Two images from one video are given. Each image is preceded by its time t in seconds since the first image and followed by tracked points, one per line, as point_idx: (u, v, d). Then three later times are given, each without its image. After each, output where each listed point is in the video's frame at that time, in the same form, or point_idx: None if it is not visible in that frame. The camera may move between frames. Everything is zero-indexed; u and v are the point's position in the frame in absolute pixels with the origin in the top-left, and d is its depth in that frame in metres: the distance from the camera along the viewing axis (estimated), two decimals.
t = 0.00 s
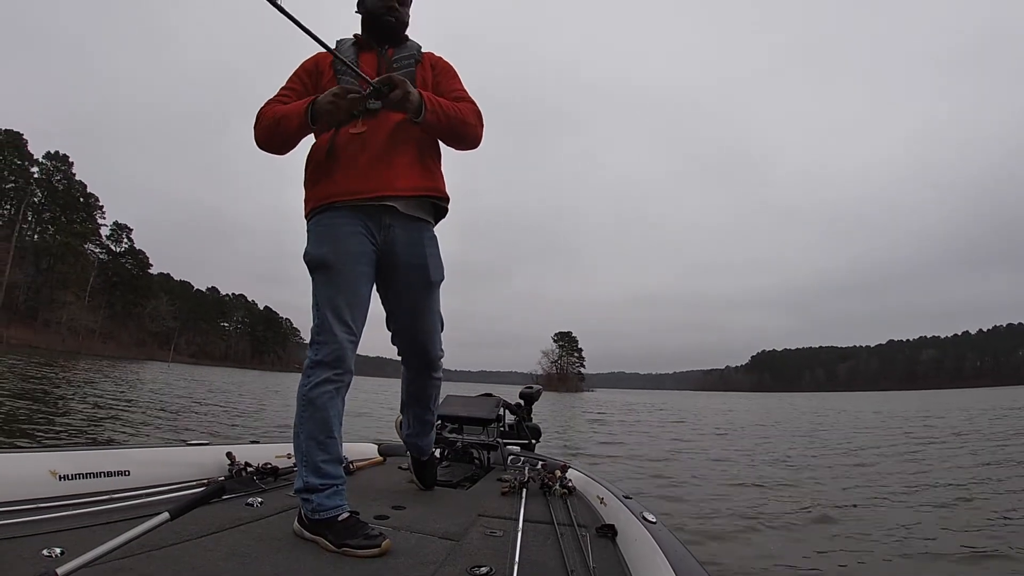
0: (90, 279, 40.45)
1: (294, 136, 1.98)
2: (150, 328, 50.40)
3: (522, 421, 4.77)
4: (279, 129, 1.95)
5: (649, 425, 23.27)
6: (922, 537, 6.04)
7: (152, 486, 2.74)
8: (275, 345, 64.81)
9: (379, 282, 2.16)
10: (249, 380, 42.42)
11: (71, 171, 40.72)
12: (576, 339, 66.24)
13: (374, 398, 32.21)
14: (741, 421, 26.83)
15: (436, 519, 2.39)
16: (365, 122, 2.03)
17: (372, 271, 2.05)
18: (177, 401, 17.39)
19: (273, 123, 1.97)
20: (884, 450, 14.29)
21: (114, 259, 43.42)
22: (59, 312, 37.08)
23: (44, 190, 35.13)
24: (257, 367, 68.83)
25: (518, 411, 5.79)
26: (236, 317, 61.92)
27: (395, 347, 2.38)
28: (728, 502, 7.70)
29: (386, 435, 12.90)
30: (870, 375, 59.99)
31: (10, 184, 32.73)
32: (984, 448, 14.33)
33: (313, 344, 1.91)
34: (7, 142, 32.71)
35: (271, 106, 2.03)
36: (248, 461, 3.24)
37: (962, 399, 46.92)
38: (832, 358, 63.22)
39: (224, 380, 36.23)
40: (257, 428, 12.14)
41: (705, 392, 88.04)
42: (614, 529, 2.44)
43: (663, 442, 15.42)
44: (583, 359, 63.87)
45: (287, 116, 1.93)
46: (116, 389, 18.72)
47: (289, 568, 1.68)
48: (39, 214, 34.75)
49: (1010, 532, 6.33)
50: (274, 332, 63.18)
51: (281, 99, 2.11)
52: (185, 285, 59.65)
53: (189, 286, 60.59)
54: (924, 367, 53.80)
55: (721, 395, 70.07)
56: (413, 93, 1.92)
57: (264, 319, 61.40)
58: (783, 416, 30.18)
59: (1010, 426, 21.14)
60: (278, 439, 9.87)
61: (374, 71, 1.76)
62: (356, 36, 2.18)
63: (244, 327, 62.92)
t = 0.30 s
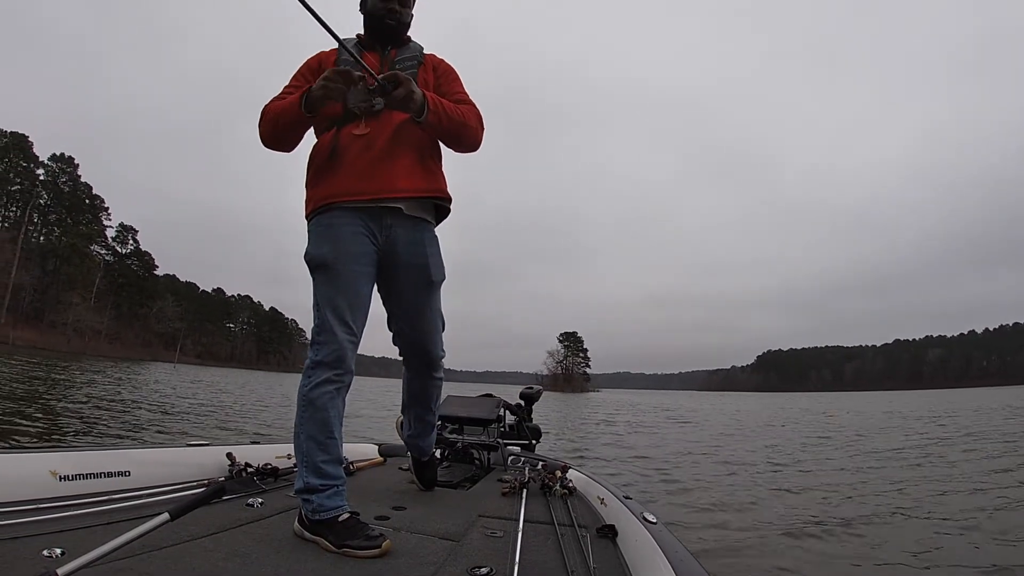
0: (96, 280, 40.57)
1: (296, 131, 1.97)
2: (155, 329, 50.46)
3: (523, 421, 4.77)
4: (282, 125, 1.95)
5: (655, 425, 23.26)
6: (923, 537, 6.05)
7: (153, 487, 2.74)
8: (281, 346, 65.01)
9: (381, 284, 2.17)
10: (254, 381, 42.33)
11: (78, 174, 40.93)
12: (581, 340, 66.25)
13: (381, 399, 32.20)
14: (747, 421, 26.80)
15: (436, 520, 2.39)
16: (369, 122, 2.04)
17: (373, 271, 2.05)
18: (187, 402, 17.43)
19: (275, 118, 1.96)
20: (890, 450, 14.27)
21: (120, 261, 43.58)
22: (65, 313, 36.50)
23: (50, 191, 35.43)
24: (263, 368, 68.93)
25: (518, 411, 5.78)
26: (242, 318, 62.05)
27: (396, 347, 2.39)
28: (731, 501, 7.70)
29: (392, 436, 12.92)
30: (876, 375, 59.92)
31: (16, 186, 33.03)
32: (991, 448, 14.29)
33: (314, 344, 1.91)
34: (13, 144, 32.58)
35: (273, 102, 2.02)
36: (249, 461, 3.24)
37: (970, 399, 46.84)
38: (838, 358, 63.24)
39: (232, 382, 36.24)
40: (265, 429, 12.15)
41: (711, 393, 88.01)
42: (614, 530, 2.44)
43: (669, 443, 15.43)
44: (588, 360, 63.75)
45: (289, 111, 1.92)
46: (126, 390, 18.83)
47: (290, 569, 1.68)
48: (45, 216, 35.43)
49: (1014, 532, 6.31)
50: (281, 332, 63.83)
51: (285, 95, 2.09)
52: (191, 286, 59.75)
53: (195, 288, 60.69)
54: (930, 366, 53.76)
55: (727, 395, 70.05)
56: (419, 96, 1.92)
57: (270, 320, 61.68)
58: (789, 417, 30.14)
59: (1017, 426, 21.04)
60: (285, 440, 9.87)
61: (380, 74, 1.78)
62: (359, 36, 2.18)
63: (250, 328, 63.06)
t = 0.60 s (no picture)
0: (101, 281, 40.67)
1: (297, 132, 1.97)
2: (161, 330, 50.52)
3: (523, 421, 4.77)
4: (285, 125, 1.95)
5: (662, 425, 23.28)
6: (926, 537, 6.05)
7: (155, 487, 2.74)
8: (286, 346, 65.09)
9: (382, 284, 2.17)
10: (259, 381, 42.36)
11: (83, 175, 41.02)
12: (587, 340, 66.28)
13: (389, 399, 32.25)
14: (753, 421, 26.77)
15: (437, 520, 2.39)
16: (373, 123, 2.03)
17: (375, 271, 2.05)
18: (197, 403, 17.52)
19: (277, 118, 1.96)
20: (896, 449, 14.24)
21: (126, 262, 43.65)
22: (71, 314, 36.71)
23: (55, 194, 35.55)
24: (268, 368, 69.07)
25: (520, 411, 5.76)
26: (248, 319, 62.15)
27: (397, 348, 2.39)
28: (734, 501, 7.69)
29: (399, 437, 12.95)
30: (882, 374, 59.83)
31: (22, 188, 33.14)
32: (998, 448, 14.24)
33: (314, 345, 1.91)
34: (19, 147, 32.64)
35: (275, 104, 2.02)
36: (249, 461, 3.24)
37: (977, 399, 46.72)
38: (844, 358, 63.17)
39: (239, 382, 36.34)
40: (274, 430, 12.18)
41: (716, 393, 87.93)
42: (615, 530, 2.44)
43: (674, 442, 15.44)
44: (594, 360, 63.73)
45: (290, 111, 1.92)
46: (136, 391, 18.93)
47: (290, 568, 1.69)
48: (51, 217, 35.20)
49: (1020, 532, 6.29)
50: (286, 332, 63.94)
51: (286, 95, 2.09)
52: (196, 287, 59.89)
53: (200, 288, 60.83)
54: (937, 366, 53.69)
55: (732, 395, 70.04)
56: (425, 101, 1.92)
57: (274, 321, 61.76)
58: (796, 416, 30.11)
59: None
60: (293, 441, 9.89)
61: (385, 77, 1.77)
62: (363, 37, 2.17)
63: (255, 328, 63.17)
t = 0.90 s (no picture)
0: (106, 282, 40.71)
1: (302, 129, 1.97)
2: (166, 331, 50.55)
3: (524, 421, 4.76)
4: (288, 123, 1.94)
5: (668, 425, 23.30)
6: (929, 537, 6.04)
7: (156, 487, 2.74)
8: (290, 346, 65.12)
9: (384, 285, 2.17)
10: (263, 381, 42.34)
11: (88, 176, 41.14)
12: (592, 340, 66.29)
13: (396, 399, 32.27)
14: (759, 421, 26.74)
15: (437, 519, 2.39)
16: (378, 123, 2.03)
17: (378, 271, 2.05)
18: (207, 404, 17.56)
19: (281, 114, 1.95)
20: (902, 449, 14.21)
21: (131, 262, 43.46)
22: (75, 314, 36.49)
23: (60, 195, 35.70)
24: (273, 368, 69.12)
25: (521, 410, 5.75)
26: (252, 319, 62.18)
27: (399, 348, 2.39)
28: (737, 501, 7.69)
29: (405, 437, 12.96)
30: (888, 374, 59.77)
31: (27, 189, 33.05)
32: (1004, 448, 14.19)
33: (316, 345, 1.91)
34: (24, 149, 32.46)
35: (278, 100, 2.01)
36: (249, 461, 3.24)
37: (984, 399, 46.67)
38: (849, 358, 63.04)
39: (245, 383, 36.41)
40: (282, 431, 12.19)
41: (722, 393, 87.87)
42: (615, 530, 2.44)
43: (679, 442, 15.44)
44: (598, 359, 63.71)
45: (294, 109, 1.92)
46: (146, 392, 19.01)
47: (289, 568, 1.69)
48: (56, 218, 35.70)
49: None
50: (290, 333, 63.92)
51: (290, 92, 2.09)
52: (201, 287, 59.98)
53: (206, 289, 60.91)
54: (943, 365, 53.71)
55: (738, 395, 70.01)
56: (432, 104, 1.92)
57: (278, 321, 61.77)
58: (802, 416, 30.10)
59: None
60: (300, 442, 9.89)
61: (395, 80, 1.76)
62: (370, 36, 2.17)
63: (260, 328, 63.20)
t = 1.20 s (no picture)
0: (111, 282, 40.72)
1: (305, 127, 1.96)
2: (171, 332, 50.60)
3: (524, 421, 4.77)
4: (292, 121, 1.94)
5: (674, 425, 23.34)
6: (931, 537, 6.03)
7: (156, 487, 2.74)
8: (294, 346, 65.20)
9: (385, 284, 2.16)
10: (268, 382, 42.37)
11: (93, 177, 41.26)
12: (597, 340, 66.35)
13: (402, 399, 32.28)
14: (765, 421, 26.76)
15: (437, 519, 2.39)
16: (381, 123, 2.02)
17: (380, 271, 2.05)
18: (215, 404, 17.59)
19: (285, 111, 1.95)
20: (907, 449, 14.19)
21: (136, 263, 43.81)
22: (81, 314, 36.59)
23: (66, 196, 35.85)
24: (278, 368, 69.21)
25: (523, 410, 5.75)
26: (257, 319, 62.28)
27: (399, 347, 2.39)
28: (741, 501, 7.69)
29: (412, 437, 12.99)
30: (893, 374, 59.76)
31: (32, 190, 32.71)
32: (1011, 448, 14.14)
33: (318, 344, 1.91)
34: (29, 150, 32.34)
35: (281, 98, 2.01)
36: (250, 461, 3.24)
37: (990, 399, 46.64)
38: (854, 358, 62.95)
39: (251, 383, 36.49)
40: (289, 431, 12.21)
41: (727, 392, 87.82)
42: (616, 530, 2.44)
43: (684, 443, 15.45)
44: (603, 360, 63.75)
45: (297, 107, 1.92)
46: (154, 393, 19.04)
47: (290, 568, 1.69)
48: (61, 219, 35.78)
49: None
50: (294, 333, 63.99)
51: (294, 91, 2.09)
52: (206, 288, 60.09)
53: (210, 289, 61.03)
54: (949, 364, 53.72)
55: (743, 394, 70.03)
56: (436, 107, 1.92)
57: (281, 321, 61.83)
58: (808, 416, 30.09)
59: None
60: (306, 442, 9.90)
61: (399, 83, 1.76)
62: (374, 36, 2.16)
63: (265, 328, 63.29)
